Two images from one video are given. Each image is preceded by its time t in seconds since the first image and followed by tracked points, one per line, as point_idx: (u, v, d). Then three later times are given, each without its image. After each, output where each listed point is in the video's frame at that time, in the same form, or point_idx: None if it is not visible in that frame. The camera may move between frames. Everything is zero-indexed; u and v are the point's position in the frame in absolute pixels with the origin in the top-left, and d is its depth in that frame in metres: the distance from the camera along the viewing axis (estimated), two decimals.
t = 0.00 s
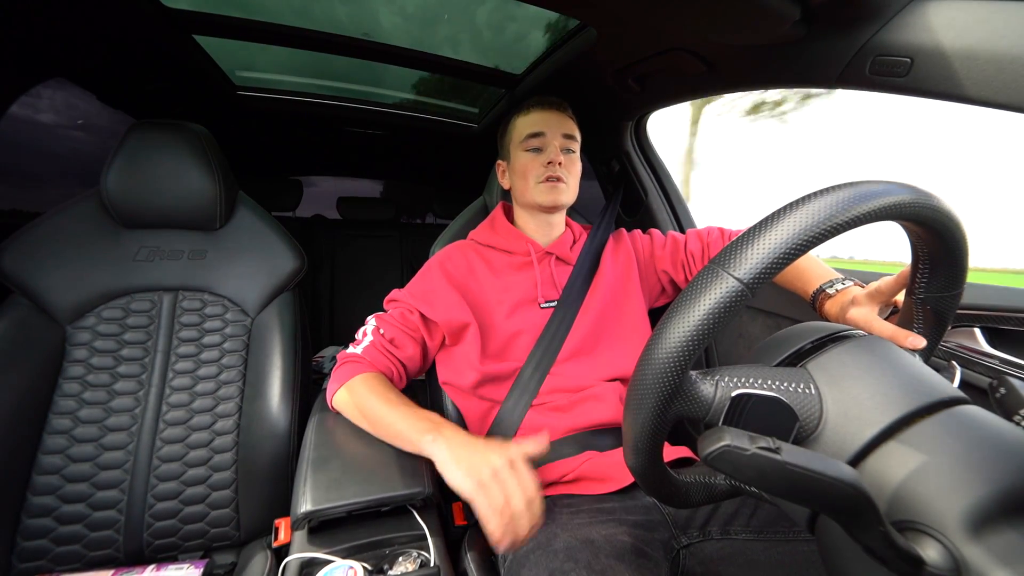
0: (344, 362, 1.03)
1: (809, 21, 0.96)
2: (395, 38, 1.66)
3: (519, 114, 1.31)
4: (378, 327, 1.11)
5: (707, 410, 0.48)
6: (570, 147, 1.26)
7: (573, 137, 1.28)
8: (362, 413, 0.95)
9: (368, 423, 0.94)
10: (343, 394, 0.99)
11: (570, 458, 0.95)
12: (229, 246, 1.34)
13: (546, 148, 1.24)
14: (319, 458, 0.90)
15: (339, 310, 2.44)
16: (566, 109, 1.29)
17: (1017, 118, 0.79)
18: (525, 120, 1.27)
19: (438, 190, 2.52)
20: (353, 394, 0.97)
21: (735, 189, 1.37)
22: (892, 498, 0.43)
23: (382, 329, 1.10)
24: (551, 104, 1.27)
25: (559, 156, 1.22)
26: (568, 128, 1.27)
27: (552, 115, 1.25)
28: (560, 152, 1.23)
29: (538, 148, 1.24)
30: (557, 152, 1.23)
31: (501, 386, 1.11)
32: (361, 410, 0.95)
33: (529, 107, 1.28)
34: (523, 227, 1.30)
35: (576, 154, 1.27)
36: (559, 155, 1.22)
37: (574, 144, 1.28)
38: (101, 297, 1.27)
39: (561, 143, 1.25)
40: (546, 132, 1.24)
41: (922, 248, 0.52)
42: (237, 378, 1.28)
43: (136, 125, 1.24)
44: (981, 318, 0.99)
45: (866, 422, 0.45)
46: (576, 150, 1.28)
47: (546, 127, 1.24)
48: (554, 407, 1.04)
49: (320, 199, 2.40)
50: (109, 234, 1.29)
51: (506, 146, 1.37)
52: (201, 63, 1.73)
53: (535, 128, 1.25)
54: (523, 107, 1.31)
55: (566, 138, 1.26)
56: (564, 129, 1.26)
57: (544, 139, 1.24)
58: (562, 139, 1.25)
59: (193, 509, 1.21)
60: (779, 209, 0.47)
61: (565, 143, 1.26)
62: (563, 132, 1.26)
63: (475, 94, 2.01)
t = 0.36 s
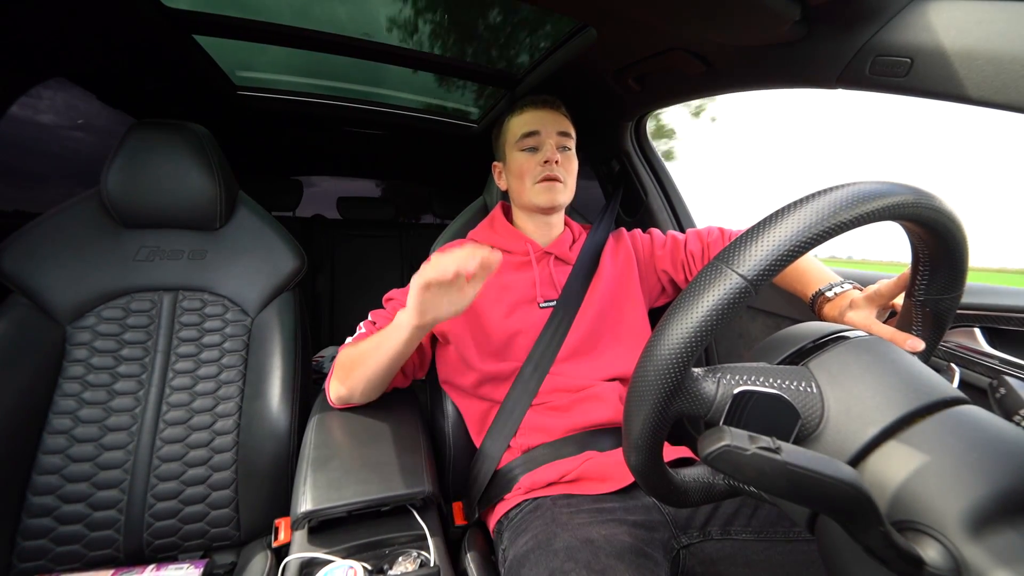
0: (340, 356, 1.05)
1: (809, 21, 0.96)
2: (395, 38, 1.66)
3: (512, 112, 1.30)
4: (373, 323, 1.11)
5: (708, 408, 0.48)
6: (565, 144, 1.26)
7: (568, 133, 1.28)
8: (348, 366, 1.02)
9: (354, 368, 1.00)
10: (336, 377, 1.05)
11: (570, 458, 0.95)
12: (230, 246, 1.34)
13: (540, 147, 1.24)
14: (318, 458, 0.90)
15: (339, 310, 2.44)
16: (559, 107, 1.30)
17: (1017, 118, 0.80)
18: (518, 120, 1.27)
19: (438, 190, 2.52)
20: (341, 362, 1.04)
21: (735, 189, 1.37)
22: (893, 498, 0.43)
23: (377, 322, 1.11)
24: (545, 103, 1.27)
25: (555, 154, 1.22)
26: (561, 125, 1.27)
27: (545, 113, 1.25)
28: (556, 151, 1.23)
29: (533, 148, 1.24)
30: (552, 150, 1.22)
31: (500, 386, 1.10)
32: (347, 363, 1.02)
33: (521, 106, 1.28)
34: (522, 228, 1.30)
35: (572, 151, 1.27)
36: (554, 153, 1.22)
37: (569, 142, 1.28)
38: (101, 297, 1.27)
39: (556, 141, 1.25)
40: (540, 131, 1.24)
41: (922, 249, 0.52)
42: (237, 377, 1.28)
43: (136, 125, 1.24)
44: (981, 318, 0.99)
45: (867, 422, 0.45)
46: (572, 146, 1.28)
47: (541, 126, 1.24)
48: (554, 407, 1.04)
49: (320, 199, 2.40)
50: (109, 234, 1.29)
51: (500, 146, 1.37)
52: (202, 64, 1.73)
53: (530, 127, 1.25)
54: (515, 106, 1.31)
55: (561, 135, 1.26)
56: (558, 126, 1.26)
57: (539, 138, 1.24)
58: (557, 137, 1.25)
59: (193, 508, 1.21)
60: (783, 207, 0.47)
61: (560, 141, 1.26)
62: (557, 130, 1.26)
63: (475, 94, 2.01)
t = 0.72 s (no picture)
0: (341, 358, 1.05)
1: (809, 20, 0.96)
2: (395, 38, 1.66)
3: (511, 117, 1.27)
4: (372, 323, 1.11)
5: (709, 406, 0.48)
6: (564, 153, 1.25)
7: (568, 140, 1.26)
8: (351, 369, 1.02)
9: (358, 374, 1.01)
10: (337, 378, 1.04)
11: (570, 457, 0.95)
12: (230, 246, 1.34)
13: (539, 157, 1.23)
14: (319, 458, 0.90)
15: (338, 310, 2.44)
16: (561, 111, 1.26)
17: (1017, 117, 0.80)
18: (516, 127, 1.24)
19: (438, 190, 2.52)
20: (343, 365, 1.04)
21: (735, 189, 1.37)
22: (892, 498, 0.43)
23: (375, 321, 1.11)
24: (545, 108, 1.24)
25: (553, 167, 1.21)
26: (561, 132, 1.24)
27: (544, 122, 1.22)
28: (554, 162, 1.21)
29: (531, 158, 1.23)
30: (550, 163, 1.21)
31: (500, 386, 1.11)
32: (350, 368, 1.02)
33: (520, 111, 1.25)
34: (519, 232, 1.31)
35: (571, 160, 1.26)
36: (552, 166, 1.20)
37: (569, 150, 1.26)
38: (102, 297, 1.27)
39: (555, 151, 1.23)
40: (538, 141, 1.22)
41: (922, 248, 0.52)
42: (237, 378, 1.28)
43: (136, 125, 1.24)
44: (981, 317, 0.99)
45: (867, 421, 0.45)
46: (571, 153, 1.26)
47: (539, 136, 1.22)
48: (554, 407, 1.04)
49: (319, 198, 2.40)
50: (109, 234, 1.29)
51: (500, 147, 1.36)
52: (201, 63, 1.73)
53: (528, 136, 1.23)
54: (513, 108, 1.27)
55: (560, 144, 1.24)
56: (558, 135, 1.24)
57: (537, 148, 1.23)
58: (555, 146, 1.23)
59: (193, 509, 1.21)
60: (784, 205, 0.47)
61: (559, 151, 1.24)
62: (556, 138, 1.24)
63: (474, 94, 2.01)
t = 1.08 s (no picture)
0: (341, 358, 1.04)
1: (809, 21, 0.96)
2: (395, 38, 1.66)
3: (513, 117, 1.27)
4: (373, 323, 1.10)
5: (706, 411, 0.48)
6: (565, 154, 1.24)
7: (570, 142, 1.25)
8: (351, 374, 1.01)
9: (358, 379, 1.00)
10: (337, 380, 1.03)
11: (570, 457, 0.95)
12: (229, 246, 1.34)
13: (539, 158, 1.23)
14: (318, 457, 0.90)
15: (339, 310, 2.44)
16: (563, 112, 1.25)
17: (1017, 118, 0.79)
18: (518, 127, 1.24)
19: (438, 190, 2.52)
20: (342, 369, 1.02)
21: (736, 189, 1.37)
22: (892, 498, 0.43)
23: (375, 321, 1.10)
24: (546, 109, 1.23)
25: (553, 169, 1.21)
26: (563, 133, 1.24)
27: (545, 123, 1.22)
28: (554, 164, 1.21)
29: (532, 159, 1.23)
30: (550, 164, 1.21)
31: (500, 387, 1.11)
32: (349, 373, 1.01)
33: (522, 111, 1.24)
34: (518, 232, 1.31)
35: (572, 161, 1.25)
36: (552, 167, 1.20)
37: (570, 151, 1.26)
38: (102, 296, 1.27)
39: (555, 152, 1.23)
40: (539, 142, 1.22)
41: (922, 247, 0.52)
42: (237, 377, 1.28)
43: (136, 125, 1.24)
44: (981, 318, 0.98)
45: (866, 422, 0.45)
46: (573, 155, 1.26)
47: (540, 137, 1.22)
48: (553, 407, 1.04)
49: (320, 198, 2.40)
50: (110, 234, 1.29)
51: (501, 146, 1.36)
52: (202, 63, 1.73)
53: (529, 137, 1.23)
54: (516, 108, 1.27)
55: (562, 145, 1.24)
56: (559, 136, 1.23)
57: (538, 149, 1.22)
58: (557, 148, 1.23)
59: (192, 508, 1.21)
60: (778, 209, 0.47)
61: (559, 152, 1.24)
62: (557, 139, 1.23)
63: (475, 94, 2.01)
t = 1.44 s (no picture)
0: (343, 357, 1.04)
1: (809, 21, 0.96)
2: (395, 38, 1.66)
3: (512, 116, 1.27)
4: (373, 324, 1.10)
5: (706, 410, 0.48)
6: (563, 154, 1.23)
7: (569, 141, 1.24)
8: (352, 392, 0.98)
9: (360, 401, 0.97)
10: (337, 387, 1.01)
11: (570, 457, 0.95)
12: (230, 246, 1.34)
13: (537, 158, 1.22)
14: (318, 457, 0.90)
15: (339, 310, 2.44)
16: (561, 112, 1.24)
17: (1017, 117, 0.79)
18: (516, 126, 1.24)
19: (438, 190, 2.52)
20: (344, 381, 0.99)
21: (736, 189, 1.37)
22: (892, 498, 0.43)
23: (377, 326, 1.09)
24: (545, 109, 1.23)
25: (550, 169, 1.20)
26: (561, 133, 1.23)
27: (543, 123, 1.21)
28: (551, 164, 1.20)
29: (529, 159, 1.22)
30: (547, 164, 1.20)
31: (501, 387, 1.11)
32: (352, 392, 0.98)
33: (521, 111, 1.24)
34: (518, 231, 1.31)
35: (571, 161, 1.24)
36: (549, 167, 1.20)
37: (569, 150, 1.24)
38: (102, 296, 1.27)
39: (553, 152, 1.21)
40: (536, 142, 1.21)
41: (922, 248, 0.52)
42: (237, 377, 1.28)
43: (136, 125, 1.24)
44: (981, 318, 0.98)
45: (866, 422, 0.45)
46: (572, 154, 1.25)
47: (537, 136, 1.21)
48: (554, 408, 1.04)
49: (320, 198, 2.40)
50: (110, 234, 1.29)
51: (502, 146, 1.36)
52: (202, 63, 1.73)
53: (526, 136, 1.22)
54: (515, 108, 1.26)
55: (559, 144, 1.22)
56: (557, 135, 1.22)
57: (535, 149, 1.22)
58: (554, 147, 1.22)
59: (193, 508, 1.21)
60: (778, 209, 0.47)
61: (558, 151, 1.23)
62: (555, 139, 1.22)
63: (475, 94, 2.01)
